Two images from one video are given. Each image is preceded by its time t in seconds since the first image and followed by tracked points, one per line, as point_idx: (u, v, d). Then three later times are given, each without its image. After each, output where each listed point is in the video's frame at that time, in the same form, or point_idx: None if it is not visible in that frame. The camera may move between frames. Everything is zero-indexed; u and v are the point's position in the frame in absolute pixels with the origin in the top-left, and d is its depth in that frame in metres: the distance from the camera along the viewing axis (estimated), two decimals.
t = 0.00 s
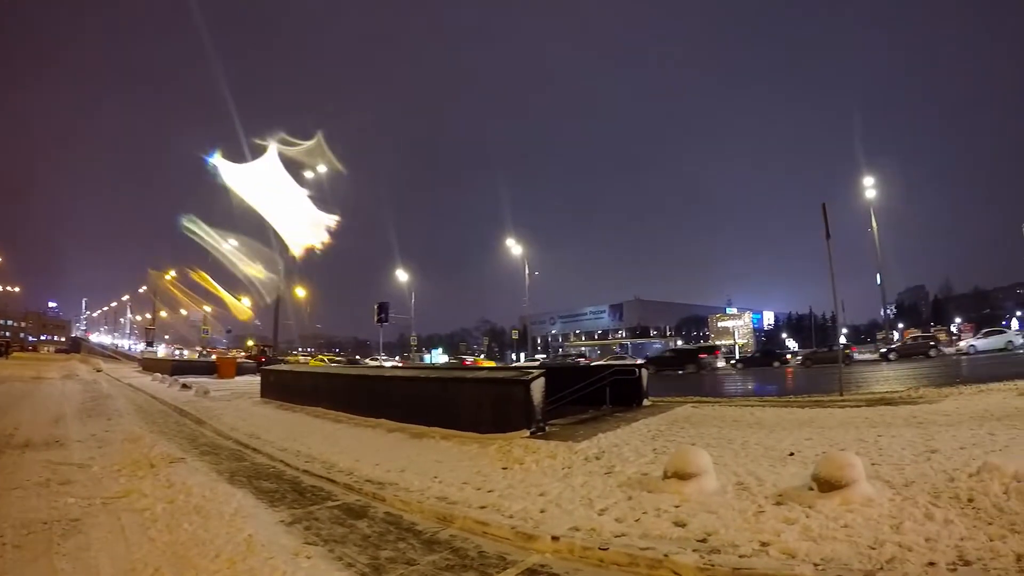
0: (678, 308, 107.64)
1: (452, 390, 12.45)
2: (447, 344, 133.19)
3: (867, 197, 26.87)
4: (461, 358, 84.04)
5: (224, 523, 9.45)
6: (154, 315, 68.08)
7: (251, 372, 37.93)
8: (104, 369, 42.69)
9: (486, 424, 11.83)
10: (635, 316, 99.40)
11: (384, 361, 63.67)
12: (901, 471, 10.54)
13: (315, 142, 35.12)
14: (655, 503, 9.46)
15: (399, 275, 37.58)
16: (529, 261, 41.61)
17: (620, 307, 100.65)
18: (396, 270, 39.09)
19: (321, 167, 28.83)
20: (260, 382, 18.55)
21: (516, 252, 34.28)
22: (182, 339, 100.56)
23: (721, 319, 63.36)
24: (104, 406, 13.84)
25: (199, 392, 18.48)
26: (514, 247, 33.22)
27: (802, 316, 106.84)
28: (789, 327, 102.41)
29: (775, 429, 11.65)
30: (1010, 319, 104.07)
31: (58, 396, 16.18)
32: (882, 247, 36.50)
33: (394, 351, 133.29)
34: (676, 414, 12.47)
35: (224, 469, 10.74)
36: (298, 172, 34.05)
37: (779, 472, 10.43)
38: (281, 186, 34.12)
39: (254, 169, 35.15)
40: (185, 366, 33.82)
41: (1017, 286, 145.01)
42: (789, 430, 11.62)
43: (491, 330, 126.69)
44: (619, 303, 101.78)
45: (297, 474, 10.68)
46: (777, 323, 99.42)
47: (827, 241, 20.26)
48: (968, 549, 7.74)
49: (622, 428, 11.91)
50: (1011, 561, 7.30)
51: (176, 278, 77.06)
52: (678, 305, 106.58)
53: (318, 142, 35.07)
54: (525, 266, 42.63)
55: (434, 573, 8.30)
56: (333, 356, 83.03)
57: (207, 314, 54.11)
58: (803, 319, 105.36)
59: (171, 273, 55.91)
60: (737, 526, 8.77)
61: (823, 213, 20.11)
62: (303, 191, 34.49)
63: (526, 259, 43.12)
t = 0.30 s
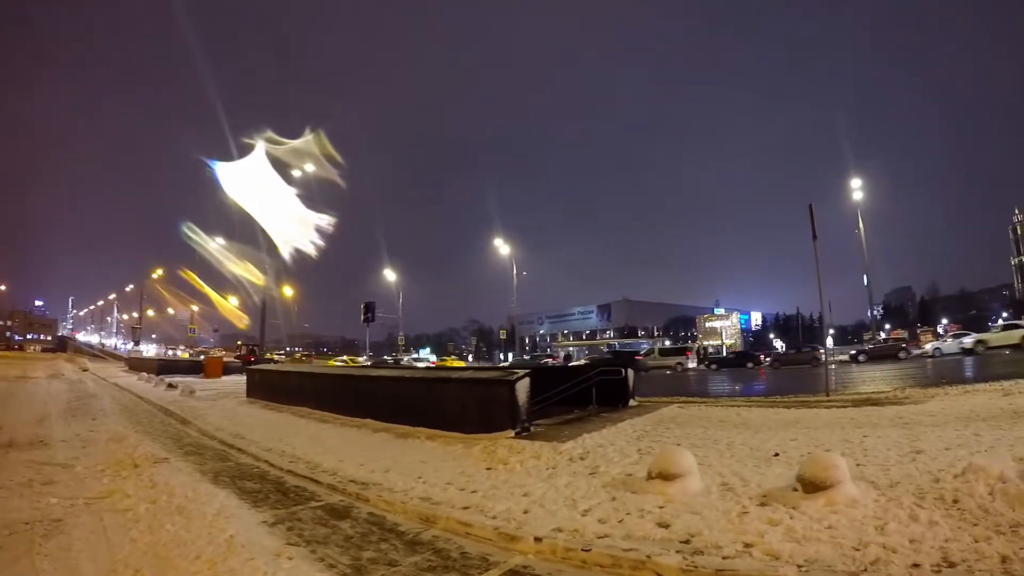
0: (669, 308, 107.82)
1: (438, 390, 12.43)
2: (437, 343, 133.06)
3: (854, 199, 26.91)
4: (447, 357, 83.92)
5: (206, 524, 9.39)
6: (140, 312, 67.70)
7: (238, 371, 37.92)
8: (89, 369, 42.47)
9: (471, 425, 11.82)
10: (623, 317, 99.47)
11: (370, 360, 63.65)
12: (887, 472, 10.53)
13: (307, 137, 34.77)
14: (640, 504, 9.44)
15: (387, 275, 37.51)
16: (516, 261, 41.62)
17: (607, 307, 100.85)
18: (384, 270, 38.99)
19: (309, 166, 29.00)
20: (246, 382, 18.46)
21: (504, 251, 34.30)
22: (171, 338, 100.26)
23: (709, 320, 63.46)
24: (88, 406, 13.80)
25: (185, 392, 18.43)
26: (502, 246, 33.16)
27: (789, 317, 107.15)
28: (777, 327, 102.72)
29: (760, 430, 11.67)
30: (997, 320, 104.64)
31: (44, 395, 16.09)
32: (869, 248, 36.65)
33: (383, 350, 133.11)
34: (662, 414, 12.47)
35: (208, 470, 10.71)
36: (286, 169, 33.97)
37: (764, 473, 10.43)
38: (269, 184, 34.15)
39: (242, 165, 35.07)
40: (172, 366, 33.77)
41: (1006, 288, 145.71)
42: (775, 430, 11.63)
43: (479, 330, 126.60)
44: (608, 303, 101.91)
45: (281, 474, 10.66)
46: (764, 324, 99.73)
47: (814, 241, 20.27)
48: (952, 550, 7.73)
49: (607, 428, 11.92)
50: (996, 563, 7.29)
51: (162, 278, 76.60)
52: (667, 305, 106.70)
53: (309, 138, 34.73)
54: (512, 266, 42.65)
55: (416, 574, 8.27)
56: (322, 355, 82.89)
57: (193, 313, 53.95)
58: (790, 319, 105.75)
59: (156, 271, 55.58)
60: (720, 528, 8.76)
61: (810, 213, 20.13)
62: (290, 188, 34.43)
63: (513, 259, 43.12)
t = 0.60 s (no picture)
0: (663, 309, 107.86)
1: (426, 390, 12.44)
2: (431, 343, 133.06)
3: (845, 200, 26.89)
4: (438, 358, 83.82)
5: (191, 524, 9.37)
6: (131, 311, 67.61)
7: (228, 371, 38.03)
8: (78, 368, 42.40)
9: (460, 425, 11.82)
10: (615, 317, 99.46)
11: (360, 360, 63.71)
12: (876, 473, 10.51)
13: (301, 134, 35.02)
14: (626, 506, 9.42)
15: (378, 275, 37.60)
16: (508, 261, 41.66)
17: (600, 308, 100.87)
18: (376, 270, 39.01)
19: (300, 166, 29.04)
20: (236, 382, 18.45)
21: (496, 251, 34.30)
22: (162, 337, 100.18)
23: (701, 320, 63.38)
24: (78, 406, 13.81)
25: (175, 392, 18.45)
26: (493, 246, 33.10)
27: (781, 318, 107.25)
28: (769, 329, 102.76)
29: (750, 431, 11.66)
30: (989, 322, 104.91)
31: (32, 395, 16.08)
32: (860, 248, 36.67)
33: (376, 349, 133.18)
34: (651, 415, 12.47)
35: (196, 470, 10.73)
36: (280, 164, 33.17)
37: (752, 474, 10.41)
38: (261, 180, 33.72)
39: (234, 166, 35.07)
40: (162, 365, 33.83)
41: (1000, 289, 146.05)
42: (764, 432, 11.62)
43: (472, 330, 126.70)
44: (600, 303, 101.94)
45: (268, 475, 10.66)
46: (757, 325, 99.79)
47: (805, 241, 20.28)
48: (941, 553, 7.69)
49: (595, 429, 11.92)
50: (984, 565, 7.26)
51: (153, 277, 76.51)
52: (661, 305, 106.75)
53: (302, 136, 34.75)
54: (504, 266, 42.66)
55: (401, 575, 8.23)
56: (314, 356, 82.81)
57: (183, 313, 53.87)
58: (781, 321, 105.94)
59: (147, 271, 55.48)
60: (707, 530, 8.73)
61: (801, 214, 20.11)
62: (282, 187, 34.39)
63: (505, 259, 43.15)
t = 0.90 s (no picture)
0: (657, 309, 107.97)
1: (416, 391, 12.47)
2: (426, 343, 133.03)
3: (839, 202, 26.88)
4: (430, 358, 83.68)
5: (179, 524, 9.38)
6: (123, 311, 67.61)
7: (220, 372, 38.14)
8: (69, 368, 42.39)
9: (449, 425, 11.86)
10: (609, 318, 99.51)
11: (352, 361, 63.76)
12: (865, 475, 10.51)
13: (295, 134, 34.85)
14: (614, 507, 9.43)
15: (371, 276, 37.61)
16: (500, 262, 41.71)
17: (593, 308, 100.89)
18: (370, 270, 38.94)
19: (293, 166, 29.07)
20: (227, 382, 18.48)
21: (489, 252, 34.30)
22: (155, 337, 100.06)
23: (694, 322, 63.22)
24: (68, 406, 13.84)
25: (166, 392, 18.48)
26: (486, 246, 33.09)
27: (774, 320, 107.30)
28: (762, 330, 102.85)
29: (739, 432, 11.68)
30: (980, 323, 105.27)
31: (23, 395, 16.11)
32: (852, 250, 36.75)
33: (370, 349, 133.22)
34: (641, 415, 12.49)
35: (185, 470, 10.76)
36: (273, 166, 33.28)
37: (740, 475, 10.43)
38: (254, 181, 33.76)
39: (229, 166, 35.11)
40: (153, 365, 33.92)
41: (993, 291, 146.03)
42: (754, 432, 11.64)
43: (465, 330, 126.76)
44: (593, 304, 101.98)
45: (258, 475, 10.69)
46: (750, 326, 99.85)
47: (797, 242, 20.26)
48: (928, 554, 7.69)
49: (585, 430, 11.95)
50: (972, 567, 7.25)
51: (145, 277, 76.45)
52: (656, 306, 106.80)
53: (295, 136, 34.66)
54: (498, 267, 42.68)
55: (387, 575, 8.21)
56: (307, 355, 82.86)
57: (175, 313, 53.83)
58: (775, 322, 106.11)
59: (139, 271, 55.30)
60: (694, 531, 8.74)
61: (793, 215, 20.13)
62: (276, 187, 34.44)
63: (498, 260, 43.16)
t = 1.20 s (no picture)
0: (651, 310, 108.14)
1: (408, 391, 12.48)
2: (420, 343, 132.94)
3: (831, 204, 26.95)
4: (422, 357, 83.65)
5: (168, 524, 9.36)
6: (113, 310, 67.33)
7: (211, 371, 38.10)
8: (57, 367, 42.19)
9: (440, 425, 11.87)
10: (601, 319, 99.60)
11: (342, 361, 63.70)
12: (855, 476, 10.53)
13: (287, 133, 34.76)
14: (604, 507, 9.44)
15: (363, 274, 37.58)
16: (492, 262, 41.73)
17: (585, 309, 100.99)
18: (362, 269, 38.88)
19: (285, 164, 29.18)
20: (218, 381, 18.47)
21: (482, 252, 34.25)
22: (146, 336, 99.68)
23: (685, 323, 62.60)
24: (59, 405, 13.81)
25: (158, 391, 18.46)
26: (478, 247, 33.01)
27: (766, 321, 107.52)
28: (754, 331, 102.99)
29: (729, 432, 11.71)
30: (971, 325, 105.87)
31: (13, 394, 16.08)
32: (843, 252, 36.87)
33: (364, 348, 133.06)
34: (633, 416, 12.52)
35: (175, 469, 10.75)
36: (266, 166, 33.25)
37: (730, 476, 10.45)
38: (246, 182, 33.73)
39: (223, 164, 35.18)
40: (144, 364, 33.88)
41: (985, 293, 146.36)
42: (744, 433, 11.66)
43: (457, 330, 126.73)
44: (585, 305, 102.03)
45: (248, 474, 10.68)
46: (742, 327, 100.09)
47: (788, 244, 20.30)
48: (917, 555, 7.71)
49: (575, 430, 11.98)
50: (961, 568, 7.28)
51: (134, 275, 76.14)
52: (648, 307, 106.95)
53: (289, 134, 34.71)
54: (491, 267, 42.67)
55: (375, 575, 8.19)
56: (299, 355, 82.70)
57: (167, 311, 53.70)
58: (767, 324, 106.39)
59: (131, 270, 55.21)
60: (683, 531, 8.75)
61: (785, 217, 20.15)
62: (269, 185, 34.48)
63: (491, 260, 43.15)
